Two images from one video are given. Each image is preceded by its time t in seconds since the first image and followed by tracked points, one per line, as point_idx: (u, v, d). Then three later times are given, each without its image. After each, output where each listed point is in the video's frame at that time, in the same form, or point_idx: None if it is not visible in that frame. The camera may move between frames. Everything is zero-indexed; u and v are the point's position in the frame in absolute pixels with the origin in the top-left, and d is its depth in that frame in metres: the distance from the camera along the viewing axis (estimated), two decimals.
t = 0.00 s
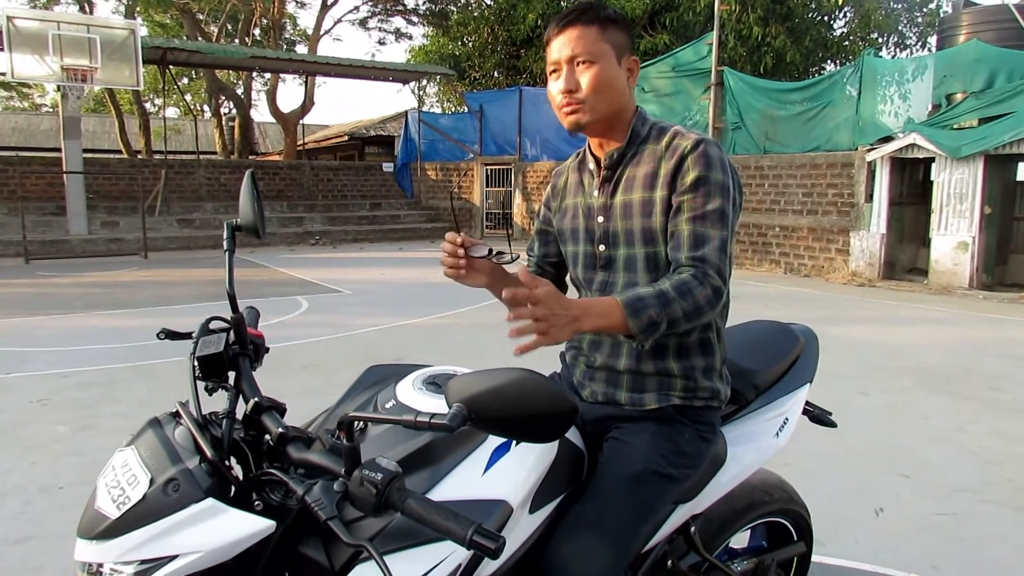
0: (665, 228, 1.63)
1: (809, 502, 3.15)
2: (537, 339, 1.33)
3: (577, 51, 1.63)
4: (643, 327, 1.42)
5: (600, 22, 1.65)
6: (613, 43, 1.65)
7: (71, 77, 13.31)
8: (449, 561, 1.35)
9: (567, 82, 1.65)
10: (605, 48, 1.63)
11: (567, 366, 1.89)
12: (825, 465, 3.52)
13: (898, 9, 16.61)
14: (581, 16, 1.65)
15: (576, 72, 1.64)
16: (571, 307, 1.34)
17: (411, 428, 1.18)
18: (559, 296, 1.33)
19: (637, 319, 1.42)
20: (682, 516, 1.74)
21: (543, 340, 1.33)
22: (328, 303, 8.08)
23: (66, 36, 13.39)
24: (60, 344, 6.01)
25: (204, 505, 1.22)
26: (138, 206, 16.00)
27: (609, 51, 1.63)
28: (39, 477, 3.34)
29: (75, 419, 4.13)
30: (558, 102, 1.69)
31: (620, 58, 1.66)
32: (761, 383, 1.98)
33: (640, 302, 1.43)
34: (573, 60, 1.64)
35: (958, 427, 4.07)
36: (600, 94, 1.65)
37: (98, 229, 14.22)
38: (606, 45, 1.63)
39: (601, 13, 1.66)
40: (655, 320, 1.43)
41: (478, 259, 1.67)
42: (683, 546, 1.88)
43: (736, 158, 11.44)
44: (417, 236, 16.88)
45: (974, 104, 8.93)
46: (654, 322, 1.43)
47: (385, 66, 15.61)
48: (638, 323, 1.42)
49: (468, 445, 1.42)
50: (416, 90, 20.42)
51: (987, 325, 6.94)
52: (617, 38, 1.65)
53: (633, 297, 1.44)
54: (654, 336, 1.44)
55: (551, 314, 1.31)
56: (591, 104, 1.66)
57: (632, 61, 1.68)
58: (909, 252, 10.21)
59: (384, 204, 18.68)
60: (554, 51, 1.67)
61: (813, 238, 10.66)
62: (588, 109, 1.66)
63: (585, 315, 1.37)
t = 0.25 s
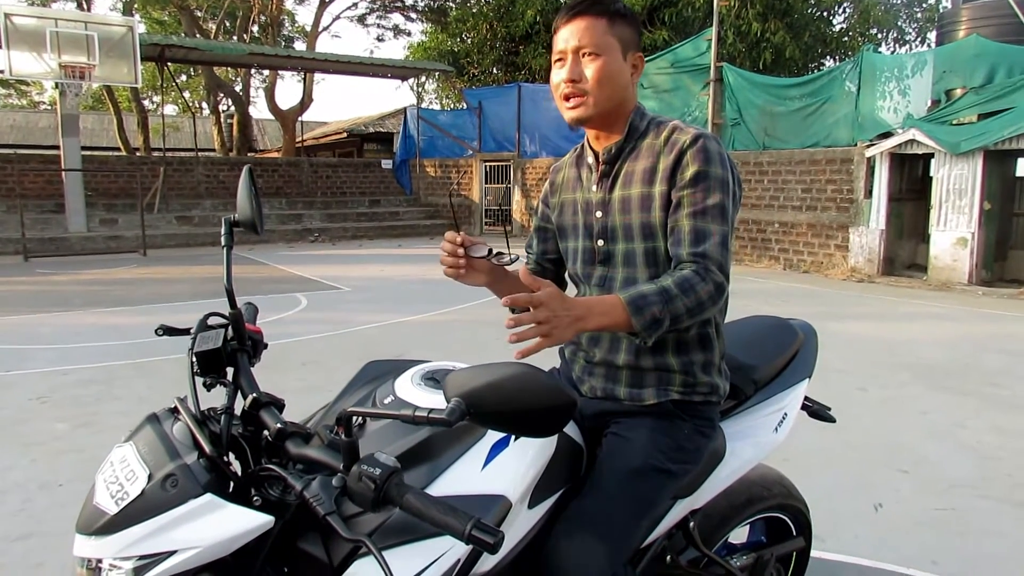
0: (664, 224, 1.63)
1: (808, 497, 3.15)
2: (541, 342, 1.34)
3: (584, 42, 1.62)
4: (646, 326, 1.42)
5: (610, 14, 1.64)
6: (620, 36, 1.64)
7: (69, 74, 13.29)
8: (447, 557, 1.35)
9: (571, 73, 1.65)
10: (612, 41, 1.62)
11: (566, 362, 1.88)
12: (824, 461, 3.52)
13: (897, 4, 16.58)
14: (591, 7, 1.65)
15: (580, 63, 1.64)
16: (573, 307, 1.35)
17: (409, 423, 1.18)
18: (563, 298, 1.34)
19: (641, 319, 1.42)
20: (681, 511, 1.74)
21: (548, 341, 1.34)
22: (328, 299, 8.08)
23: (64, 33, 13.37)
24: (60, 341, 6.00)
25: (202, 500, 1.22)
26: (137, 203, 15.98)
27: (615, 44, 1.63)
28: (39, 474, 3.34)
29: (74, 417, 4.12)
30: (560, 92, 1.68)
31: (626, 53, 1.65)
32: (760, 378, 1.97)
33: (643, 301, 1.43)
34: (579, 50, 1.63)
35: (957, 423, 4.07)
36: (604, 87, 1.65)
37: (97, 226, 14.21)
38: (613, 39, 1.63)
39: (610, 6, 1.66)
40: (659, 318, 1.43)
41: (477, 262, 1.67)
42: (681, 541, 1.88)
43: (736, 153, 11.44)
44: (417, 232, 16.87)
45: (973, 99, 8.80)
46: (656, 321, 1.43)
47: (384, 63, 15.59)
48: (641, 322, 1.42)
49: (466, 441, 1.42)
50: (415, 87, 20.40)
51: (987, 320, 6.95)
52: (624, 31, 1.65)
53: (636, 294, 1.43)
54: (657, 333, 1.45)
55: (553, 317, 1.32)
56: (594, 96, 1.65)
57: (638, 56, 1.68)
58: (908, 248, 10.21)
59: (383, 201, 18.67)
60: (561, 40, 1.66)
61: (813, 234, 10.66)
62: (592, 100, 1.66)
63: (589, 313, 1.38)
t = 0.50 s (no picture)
0: (666, 221, 1.63)
1: (807, 493, 3.16)
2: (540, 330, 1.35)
3: (584, 39, 1.62)
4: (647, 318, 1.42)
5: (609, 12, 1.64)
6: (620, 32, 1.64)
7: (69, 70, 13.28)
8: (446, 553, 1.36)
9: (572, 70, 1.65)
10: (612, 38, 1.62)
11: (566, 358, 1.89)
12: (823, 457, 3.53)
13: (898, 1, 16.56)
14: (592, 4, 1.65)
15: (580, 60, 1.64)
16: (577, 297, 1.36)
17: (408, 419, 1.18)
18: (565, 288, 1.35)
19: (646, 312, 1.42)
20: (680, 507, 1.74)
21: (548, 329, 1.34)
22: (327, 296, 8.09)
23: (63, 29, 13.35)
24: (60, 337, 6.01)
25: (202, 496, 1.22)
26: (137, 199, 15.97)
27: (615, 41, 1.62)
28: (39, 469, 3.35)
29: (74, 412, 4.13)
30: (560, 89, 1.68)
31: (626, 50, 1.65)
32: (760, 375, 1.98)
33: (647, 294, 1.43)
34: (579, 47, 1.63)
35: (956, 419, 4.08)
36: (604, 84, 1.64)
37: (97, 222, 14.21)
38: (613, 35, 1.62)
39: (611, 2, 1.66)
40: (663, 311, 1.43)
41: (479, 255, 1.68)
42: (681, 538, 1.89)
43: (736, 150, 11.43)
44: (416, 229, 16.86)
45: (974, 96, 8.80)
46: (659, 315, 1.43)
47: (384, 59, 15.57)
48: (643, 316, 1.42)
49: (465, 437, 1.42)
50: (415, 83, 20.37)
51: (987, 317, 6.95)
52: (625, 27, 1.64)
53: (640, 288, 1.43)
54: (659, 328, 1.44)
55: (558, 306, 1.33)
56: (594, 93, 1.65)
57: (639, 52, 1.67)
58: (908, 245, 10.21)
59: (382, 197, 18.66)
60: (563, 37, 1.66)
61: (813, 231, 10.66)
62: (592, 97, 1.66)
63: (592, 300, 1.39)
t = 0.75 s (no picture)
0: (669, 217, 1.63)
1: (806, 491, 3.16)
2: (543, 246, 1.33)
3: (572, 52, 1.61)
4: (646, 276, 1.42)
5: (593, 16, 1.63)
6: (609, 36, 1.63)
7: (69, 68, 13.26)
8: (445, 551, 1.36)
9: (565, 85, 1.65)
10: (601, 46, 1.61)
11: (566, 355, 1.89)
12: (822, 454, 3.53)
13: None
14: (575, 13, 1.64)
15: (572, 73, 1.63)
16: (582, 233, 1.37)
17: (409, 416, 1.19)
18: (573, 216, 1.36)
19: (648, 267, 1.42)
20: (680, 504, 1.75)
21: (550, 247, 1.33)
22: (328, 294, 8.09)
23: (64, 27, 13.35)
24: (61, 335, 6.01)
25: (203, 493, 1.23)
26: (137, 197, 15.97)
27: (604, 48, 1.61)
28: (40, 467, 3.35)
29: (75, 410, 4.13)
30: (558, 103, 1.68)
31: (616, 53, 1.64)
32: (759, 373, 1.98)
33: (650, 255, 1.43)
34: (569, 61, 1.62)
35: (956, 417, 4.08)
36: (597, 94, 1.64)
37: (97, 220, 14.21)
38: (602, 42, 1.61)
39: (596, 5, 1.64)
40: (663, 275, 1.43)
41: (488, 210, 1.65)
42: (680, 535, 1.89)
43: (736, 148, 11.42)
44: (417, 227, 16.86)
45: (974, 94, 8.86)
46: (659, 278, 1.43)
47: (384, 57, 15.55)
48: (643, 271, 1.42)
49: (464, 436, 1.43)
50: (415, 81, 20.35)
51: (987, 315, 6.95)
52: (612, 30, 1.63)
53: (645, 248, 1.44)
54: (657, 294, 1.44)
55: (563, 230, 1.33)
56: (589, 104, 1.65)
57: (630, 52, 1.66)
58: (908, 243, 10.21)
59: (382, 195, 18.66)
60: (552, 50, 1.65)
61: (813, 229, 10.66)
62: (588, 109, 1.66)
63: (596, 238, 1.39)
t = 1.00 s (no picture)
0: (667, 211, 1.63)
1: (807, 490, 3.16)
2: (554, 157, 1.36)
3: (568, 61, 1.60)
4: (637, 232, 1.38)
5: (587, 21, 1.60)
6: (604, 41, 1.60)
7: (69, 67, 13.26)
8: (446, 551, 1.36)
9: (561, 92, 1.64)
10: (597, 53, 1.60)
11: (567, 355, 1.88)
12: (823, 453, 3.53)
13: None
14: (567, 21, 1.61)
15: (570, 81, 1.62)
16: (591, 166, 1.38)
17: (410, 417, 1.19)
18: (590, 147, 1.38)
19: (642, 215, 1.38)
20: (680, 504, 1.75)
21: (559, 161, 1.36)
22: (328, 293, 8.09)
23: (64, 26, 13.35)
24: (61, 334, 6.02)
25: (204, 493, 1.23)
26: (137, 196, 15.97)
27: (600, 55, 1.60)
28: (40, 467, 3.35)
29: (75, 409, 4.14)
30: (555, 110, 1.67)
31: (611, 58, 1.62)
32: (759, 372, 1.98)
33: (646, 206, 1.39)
34: (565, 69, 1.61)
35: (956, 415, 4.08)
36: (595, 101, 1.65)
37: (97, 219, 14.21)
38: (597, 49, 1.60)
39: (589, 8, 1.61)
40: (654, 227, 1.38)
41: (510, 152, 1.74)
42: (681, 535, 1.90)
43: (736, 147, 11.42)
44: (417, 226, 16.86)
45: (974, 92, 8.92)
46: (650, 234, 1.38)
47: (384, 56, 15.54)
48: (636, 220, 1.38)
49: (465, 435, 1.43)
50: (415, 80, 20.35)
51: (987, 313, 6.95)
52: (606, 34, 1.61)
53: (644, 200, 1.40)
54: (646, 249, 1.39)
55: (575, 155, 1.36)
56: (588, 112, 1.65)
57: (626, 53, 1.65)
58: (908, 241, 10.20)
59: (382, 194, 18.65)
60: (548, 57, 1.64)
61: (813, 227, 10.65)
62: (589, 116, 1.66)
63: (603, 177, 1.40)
